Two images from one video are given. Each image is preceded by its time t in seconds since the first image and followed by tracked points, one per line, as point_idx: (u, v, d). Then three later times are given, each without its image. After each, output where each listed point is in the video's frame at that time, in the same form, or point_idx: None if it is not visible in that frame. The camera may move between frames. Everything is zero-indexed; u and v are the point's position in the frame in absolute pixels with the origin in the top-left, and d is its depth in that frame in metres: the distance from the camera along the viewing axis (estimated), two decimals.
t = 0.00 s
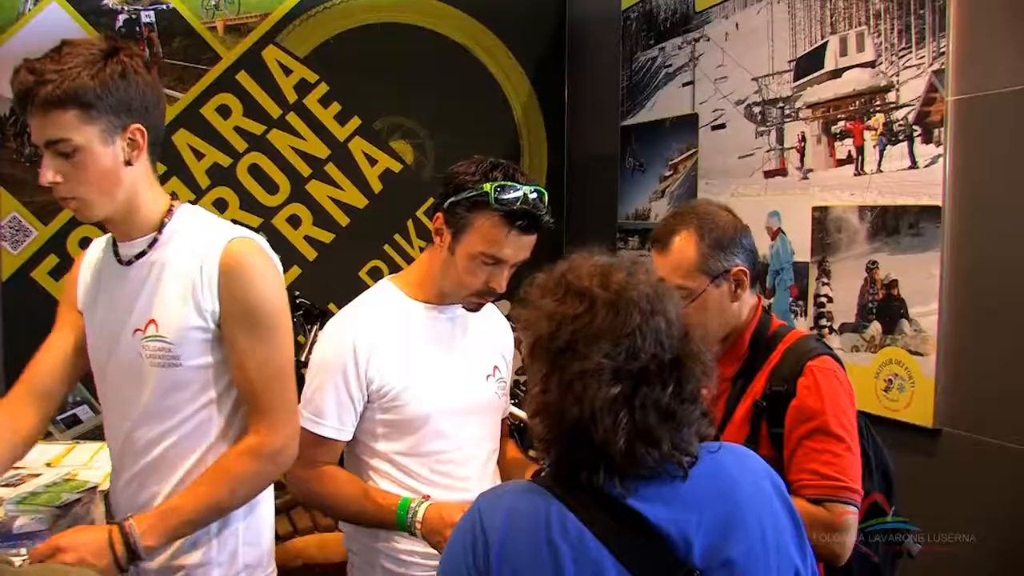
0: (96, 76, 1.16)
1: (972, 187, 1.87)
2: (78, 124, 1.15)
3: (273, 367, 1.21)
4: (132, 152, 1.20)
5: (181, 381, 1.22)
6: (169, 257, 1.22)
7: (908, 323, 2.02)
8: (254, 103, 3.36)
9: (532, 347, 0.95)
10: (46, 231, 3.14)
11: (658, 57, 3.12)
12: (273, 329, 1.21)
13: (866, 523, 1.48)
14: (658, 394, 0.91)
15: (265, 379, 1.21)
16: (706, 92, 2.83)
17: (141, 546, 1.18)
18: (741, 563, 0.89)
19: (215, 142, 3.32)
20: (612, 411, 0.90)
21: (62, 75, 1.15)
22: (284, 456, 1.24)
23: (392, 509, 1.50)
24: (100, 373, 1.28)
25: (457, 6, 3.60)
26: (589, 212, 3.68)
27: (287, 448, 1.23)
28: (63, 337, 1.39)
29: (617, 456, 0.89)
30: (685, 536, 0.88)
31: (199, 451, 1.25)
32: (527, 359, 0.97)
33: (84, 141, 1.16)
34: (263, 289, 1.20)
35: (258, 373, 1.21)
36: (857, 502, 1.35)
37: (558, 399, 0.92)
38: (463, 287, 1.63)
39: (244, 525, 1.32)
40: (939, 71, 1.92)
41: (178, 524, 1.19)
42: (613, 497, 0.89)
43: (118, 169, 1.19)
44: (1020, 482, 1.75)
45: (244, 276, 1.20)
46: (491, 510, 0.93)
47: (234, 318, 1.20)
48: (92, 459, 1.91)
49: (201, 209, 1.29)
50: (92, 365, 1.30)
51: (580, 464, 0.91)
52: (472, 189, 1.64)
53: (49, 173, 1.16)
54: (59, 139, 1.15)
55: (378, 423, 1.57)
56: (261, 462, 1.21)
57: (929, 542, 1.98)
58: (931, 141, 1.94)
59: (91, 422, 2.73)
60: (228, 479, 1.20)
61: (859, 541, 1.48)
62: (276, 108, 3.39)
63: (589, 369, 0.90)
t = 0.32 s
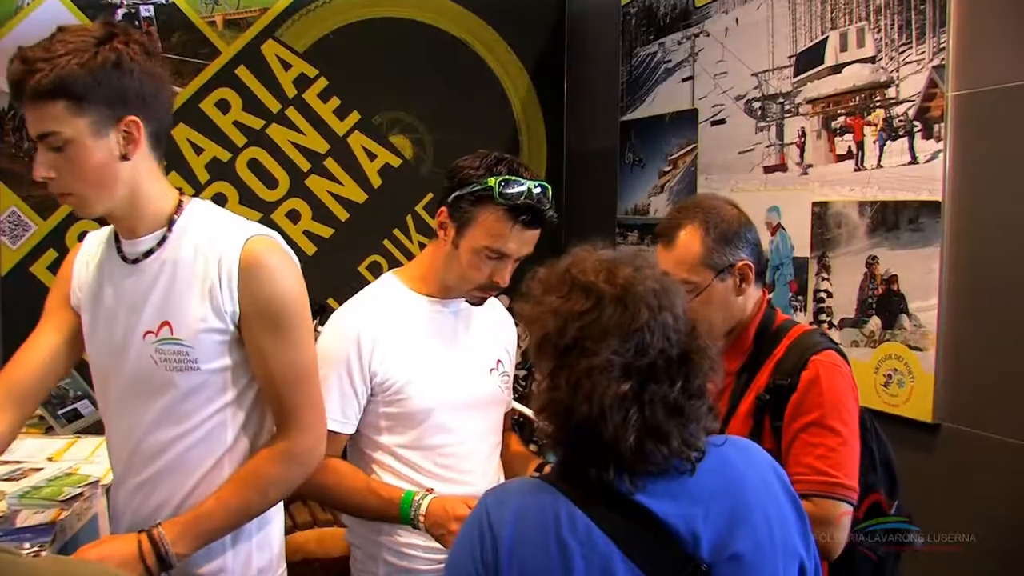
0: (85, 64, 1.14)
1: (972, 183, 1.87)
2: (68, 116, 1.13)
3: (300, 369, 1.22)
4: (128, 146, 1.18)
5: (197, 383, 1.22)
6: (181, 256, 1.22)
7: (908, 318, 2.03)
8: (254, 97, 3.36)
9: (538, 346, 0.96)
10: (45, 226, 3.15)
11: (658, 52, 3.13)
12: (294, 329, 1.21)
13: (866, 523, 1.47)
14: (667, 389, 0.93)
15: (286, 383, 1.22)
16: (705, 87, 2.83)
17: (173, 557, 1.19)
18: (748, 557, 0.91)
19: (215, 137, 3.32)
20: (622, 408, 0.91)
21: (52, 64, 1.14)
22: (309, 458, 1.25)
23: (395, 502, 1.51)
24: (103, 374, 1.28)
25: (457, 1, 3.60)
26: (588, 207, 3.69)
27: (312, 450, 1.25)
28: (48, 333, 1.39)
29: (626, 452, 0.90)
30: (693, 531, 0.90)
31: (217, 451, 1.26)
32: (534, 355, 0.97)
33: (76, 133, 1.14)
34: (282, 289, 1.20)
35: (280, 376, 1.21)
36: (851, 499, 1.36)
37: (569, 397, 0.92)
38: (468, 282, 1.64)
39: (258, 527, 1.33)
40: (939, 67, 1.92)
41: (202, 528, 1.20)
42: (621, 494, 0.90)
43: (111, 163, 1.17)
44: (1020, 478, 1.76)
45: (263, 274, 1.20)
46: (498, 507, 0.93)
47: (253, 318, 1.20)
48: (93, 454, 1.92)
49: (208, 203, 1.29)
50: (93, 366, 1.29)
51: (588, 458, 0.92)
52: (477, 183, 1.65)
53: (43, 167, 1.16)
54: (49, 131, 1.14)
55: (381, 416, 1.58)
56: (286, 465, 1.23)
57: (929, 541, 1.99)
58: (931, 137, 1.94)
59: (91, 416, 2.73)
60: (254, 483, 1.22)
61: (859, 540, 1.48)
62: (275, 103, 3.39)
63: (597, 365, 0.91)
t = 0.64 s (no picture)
0: (56, 65, 1.13)
1: (978, 183, 1.87)
2: (46, 116, 1.15)
3: (298, 387, 1.20)
4: (98, 152, 1.16)
5: (195, 394, 1.22)
6: (181, 265, 1.21)
7: (913, 319, 2.02)
8: (259, 99, 3.36)
9: (565, 341, 0.95)
10: (51, 227, 3.15)
11: (662, 53, 3.13)
12: (295, 344, 1.19)
13: (866, 523, 1.47)
14: (688, 400, 0.94)
15: (284, 399, 1.19)
16: (710, 88, 2.83)
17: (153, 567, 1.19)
18: (758, 557, 0.92)
19: (219, 138, 3.32)
20: (645, 417, 0.91)
21: (36, 61, 1.15)
22: (308, 478, 1.24)
23: (402, 503, 1.51)
24: (107, 378, 1.29)
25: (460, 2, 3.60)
26: (593, 208, 3.69)
27: (308, 470, 1.23)
28: (48, 330, 1.40)
29: (645, 459, 0.91)
30: (704, 532, 0.91)
31: (214, 462, 1.26)
32: (558, 350, 0.96)
33: (51, 134, 1.15)
34: (282, 302, 1.18)
35: (277, 392, 1.19)
36: (853, 502, 1.36)
37: (595, 397, 0.92)
38: (474, 282, 1.65)
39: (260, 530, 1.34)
40: (946, 67, 1.92)
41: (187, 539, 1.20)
42: (635, 497, 0.91)
43: (84, 167, 1.16)
44: None
45: (263, 284, 1.18)
46: (509, 507, 0.94)
47: (252, 331, 1.18)
48: (99, 454, 1.92)
49: (213, 208, 1.28)
50: (98, 369, 1.30)
51: (603, 459, 0.93)
52: (483, 185, 1.65)
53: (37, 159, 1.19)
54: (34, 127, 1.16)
55: (388, 417, 1.58)
56: (282, 483, 1.21)
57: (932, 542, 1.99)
58: (936, 137, 1.94)
59: (97, 418, 2.74)
60: (245, 498, 1.21)
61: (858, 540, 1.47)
62: (279, 104, 3.39)
63: (625, 370, 0.90)
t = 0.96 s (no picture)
0: (91, 70, 1.14)
1: (996, 186, 1.86)
2: (78, 122, 1.15)
3: (307, 396, 1.18)
4: (134, 153, 1.17)
5: (208, 400, 1.23)
6: (197, 271, 1.22)
7: (932, 324, 2.01)
8: (275, 104, 3.38)
9: (588, 350, 0.95)
10: (69, 231, 3.17)
11: (678, 57, 3.12)
12: (309, 352, 1.17)
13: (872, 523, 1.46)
14: (712, 411, 0.93)
15: (295, 406, 1.18)
16: (726, 92, 2.82)
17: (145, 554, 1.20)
18: (779, 559, 0.93)
19: (237, 144, 3.34)
20: (669, 428, 0.91)
21: (65, 69, 1.15)
22: (313, 491, 1.21)
23: (419, 509, 1.50)
24: (127, 383, 1.30)
25: (476, 7, 3.61)
26: (609, 213, 3.68)
27: (316, 480, 1.20)
28: (69, 335, 1.41)
29: (668, 469, 0.91)
30: (726, 535, 0.91)
31: (227, 471, 1.26)
32: (580, 360, 0.96)
33: (84, 140, 1.15)
34: (295, 307, 1.17)
35: (287, 399, 1.18)
36: (871, 512, 1.34)
37: (619, 406, 0.92)
38: (490, 287, 1.65)
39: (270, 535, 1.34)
40: (964, 69, 1.91)
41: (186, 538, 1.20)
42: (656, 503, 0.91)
43: (120, 170, 1.17)
44: None
45: (277, 290, 1.17)
46: (531, 513, 0.94)
47: (266, 337, 1.17)
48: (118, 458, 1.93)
49: (233, 215, 1.29)
50: (119, 374, 1.32)
51: (623, 467, 0.93)
52: (498, 189, 1.65)
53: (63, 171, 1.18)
54: (62, 136, 1.16)
55: (404, 423, 1.58)
56: (289, 492, 1.19)
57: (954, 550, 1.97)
58: (955, 140, 1.93)
59: (115, 422, 2.75)
60: (246, 502, 1.19)
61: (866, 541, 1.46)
62: (295, 109, 3.40)
63: (648, 383, 0.90)
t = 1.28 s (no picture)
0: (128, 72, 1.16)
1: None
2: (116, 125, 1.16)
3: (325, 397, 1.17)
4: (175, 151, 1.19)
5: (236, 399, 1.23)
6: (227, 269, 1.23)
7: (963, 326, 1.99)
8: (303, 105, 3.39)
9: (626, 352, 0.94)
10: (99, 232, 3.18)
11: (706, 57, 3.10)
12: (329, 351, 1.17)
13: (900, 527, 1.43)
14: (749, 414, 0.93)
15: (313, 405, 1.17)
16: (754, 92, 2.81)
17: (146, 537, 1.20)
18: (807, 567, 0.93)
19: (265, 145, 3.35)
20: (709, 431, 0.91)
21: (99, 74, 1.16)
22: (321, 494, 1.20)
23: (444, 507, 1.50)
24: (159, 380, 1.31)
25: (502, 7, 3.61)
26: (633, 214, 3.66)
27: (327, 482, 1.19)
28: (100, 330, 1.43)
29: (707, 472, 0.90)
30: (754, 541, 0.91)
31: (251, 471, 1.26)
32: (618, 361, 0.96)
33: (124, 142, 1.16)
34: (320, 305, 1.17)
35: (304, 397, 1.17)
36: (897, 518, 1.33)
37: (659, 409, 0.91)
38: (516, 287, 1.64)
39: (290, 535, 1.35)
40: (998, 67, 1.88)
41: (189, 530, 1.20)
42: (688, 505, 0.91)
43: (161, 169, 1.18)
44: None
45: (302, 288, 1.17)
46: (559, 512, 0.93)
47: (288, 335, 1.17)
48: (145, 457, 1.93)
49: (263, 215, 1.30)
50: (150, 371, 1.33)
51: (659, 469, 0.93)
52: (523, 190, 1.65)
53: (98, 176, 1.19)
54: (99, 141, 1.17)
55: (429, 423, 1.58)
56: (295, 491, 1.18)
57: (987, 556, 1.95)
58: (988, 140, 1.91)
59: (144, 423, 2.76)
60: (251, 496, 1.18)
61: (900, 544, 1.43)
62: (323, 110, 3.41)
63: (689, 386, 0.90)
